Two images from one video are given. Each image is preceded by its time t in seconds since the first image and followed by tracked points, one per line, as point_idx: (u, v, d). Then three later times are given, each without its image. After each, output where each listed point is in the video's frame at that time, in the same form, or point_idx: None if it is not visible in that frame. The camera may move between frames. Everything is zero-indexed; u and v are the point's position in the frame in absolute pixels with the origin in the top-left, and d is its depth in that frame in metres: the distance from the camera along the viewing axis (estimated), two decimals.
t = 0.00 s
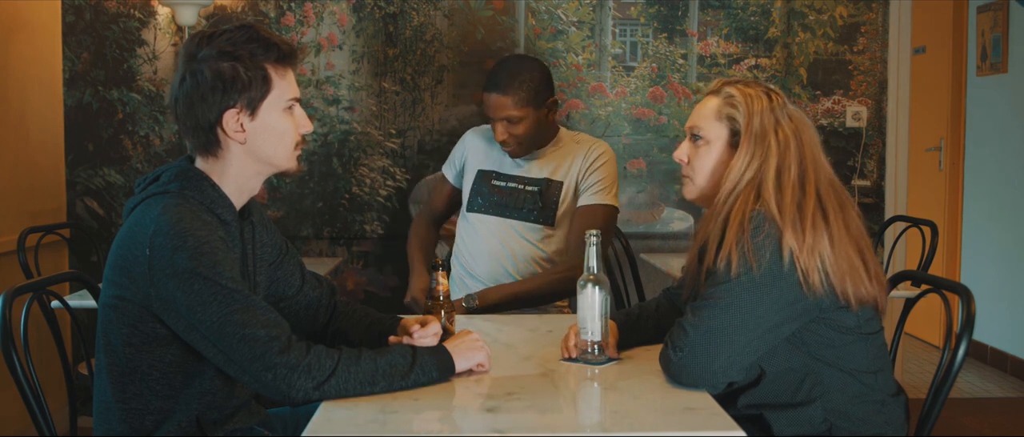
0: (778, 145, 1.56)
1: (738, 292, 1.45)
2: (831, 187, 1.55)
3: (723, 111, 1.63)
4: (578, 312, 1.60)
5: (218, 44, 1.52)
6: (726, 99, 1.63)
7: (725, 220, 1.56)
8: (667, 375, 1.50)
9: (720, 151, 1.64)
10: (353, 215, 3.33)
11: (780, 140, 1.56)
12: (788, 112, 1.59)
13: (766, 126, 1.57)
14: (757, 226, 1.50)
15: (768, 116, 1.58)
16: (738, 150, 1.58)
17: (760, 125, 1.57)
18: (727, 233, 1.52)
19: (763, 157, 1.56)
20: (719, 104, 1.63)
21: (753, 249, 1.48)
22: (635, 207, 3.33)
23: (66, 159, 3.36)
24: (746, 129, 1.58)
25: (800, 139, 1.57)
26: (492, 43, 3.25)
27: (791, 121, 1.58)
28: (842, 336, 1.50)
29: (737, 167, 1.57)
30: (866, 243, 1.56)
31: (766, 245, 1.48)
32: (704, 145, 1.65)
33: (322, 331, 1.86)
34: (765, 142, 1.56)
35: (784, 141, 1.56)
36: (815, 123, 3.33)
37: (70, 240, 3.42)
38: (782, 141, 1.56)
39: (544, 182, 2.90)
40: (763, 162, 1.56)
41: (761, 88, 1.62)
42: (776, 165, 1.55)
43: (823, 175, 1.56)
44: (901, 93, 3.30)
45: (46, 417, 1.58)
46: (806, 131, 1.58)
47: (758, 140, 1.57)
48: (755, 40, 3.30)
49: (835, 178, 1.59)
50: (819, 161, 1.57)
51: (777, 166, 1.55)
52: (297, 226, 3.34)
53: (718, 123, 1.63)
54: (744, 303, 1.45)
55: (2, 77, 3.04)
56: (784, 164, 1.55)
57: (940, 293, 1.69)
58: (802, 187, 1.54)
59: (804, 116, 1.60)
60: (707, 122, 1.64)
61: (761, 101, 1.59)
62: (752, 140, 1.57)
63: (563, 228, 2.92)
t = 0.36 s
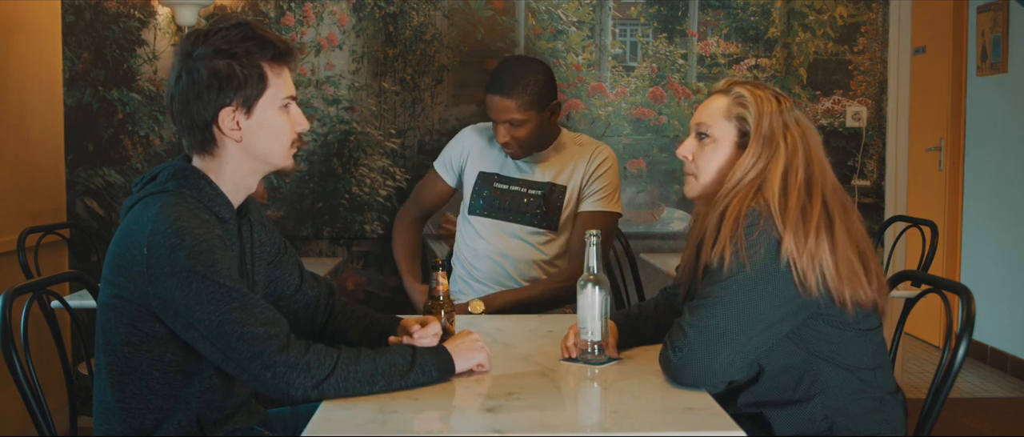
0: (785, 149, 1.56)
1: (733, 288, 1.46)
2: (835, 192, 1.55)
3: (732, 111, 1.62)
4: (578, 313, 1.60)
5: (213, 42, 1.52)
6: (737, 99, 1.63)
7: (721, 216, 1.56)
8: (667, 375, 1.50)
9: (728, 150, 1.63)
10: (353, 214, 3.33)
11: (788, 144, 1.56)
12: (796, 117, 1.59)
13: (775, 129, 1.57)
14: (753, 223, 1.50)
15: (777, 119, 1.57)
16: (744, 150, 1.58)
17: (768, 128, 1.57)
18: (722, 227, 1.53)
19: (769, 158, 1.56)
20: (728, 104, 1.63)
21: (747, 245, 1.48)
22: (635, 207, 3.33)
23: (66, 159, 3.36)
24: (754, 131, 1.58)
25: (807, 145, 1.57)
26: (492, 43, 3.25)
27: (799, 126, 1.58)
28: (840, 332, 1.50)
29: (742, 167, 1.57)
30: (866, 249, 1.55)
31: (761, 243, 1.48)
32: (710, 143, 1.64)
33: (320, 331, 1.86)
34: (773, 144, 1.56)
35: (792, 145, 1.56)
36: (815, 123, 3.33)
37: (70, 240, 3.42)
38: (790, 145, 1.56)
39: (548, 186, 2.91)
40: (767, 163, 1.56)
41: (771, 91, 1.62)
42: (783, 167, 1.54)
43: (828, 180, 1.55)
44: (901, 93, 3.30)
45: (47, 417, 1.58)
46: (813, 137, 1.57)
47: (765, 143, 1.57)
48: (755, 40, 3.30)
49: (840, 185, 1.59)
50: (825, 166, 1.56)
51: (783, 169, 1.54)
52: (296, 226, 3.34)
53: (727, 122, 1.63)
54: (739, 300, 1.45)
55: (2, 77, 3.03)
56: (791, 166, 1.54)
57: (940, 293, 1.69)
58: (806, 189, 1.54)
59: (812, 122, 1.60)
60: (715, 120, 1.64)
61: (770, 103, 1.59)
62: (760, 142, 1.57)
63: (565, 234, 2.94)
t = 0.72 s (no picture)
0: (786, 150, 1.56)
1: (727, 287, 1.46)
2: (834, 193, 1.56)
3: (732, 110, 1.63)
4: (579, 313, 1.59)
5: (209, 40, 1.52)
6: (737, 99, 1.63)
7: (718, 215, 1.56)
8: (666, 374, 1.51)
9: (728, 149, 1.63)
10: (353, 214, 3.33)
11: (789, 145, 1.56)
12: (797, 119, 1.60)
13: (776, 130, 1.57)
14: (748, 221, 1.51)
15: (778, 121, 1.58)
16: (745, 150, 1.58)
17: (769, 129, 1.58)
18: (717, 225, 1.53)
19: (769, 159, 1.57)
20: (728, 103, 1.63)
21: (741, 243, 1.49)
22: (635, 207, 3.33)
23: (66, 159, 3.36)
24: (755, 131, 1.59)
25: (807, 146, 1.57)
26: (492, 43, 3.25)
27: (799, 128, 1.58)
28: (838, 330, 1.50)
29: (742, 167, 1.57)
30: (864, 251, 1.55)
31: (756, 241, 1.49)
32: (712, 143, 1.63)
33: (319, 327, 1.86)
34: (774, 145, 1.57)
35: (792, 147, 1.56)
36: (815, 123, 3.33)
37: (70, 240, 3.42)
38: (791, 146, 1.56)
39: (541, 187, 2.91)
40: (767, 164, 1.56)
41: (772, 92, 1.63)
42: (783, 168, 1.55)
43: (827, 182, 1.56)
44: (901, 93, 3.30)
45: (47, 417, 1.58)
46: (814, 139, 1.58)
47: (766, 143, 1.57)
48: (755, 40, 3.30)
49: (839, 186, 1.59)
50: (824, 168, 1.57)
51: (783, 170, 1.55)
52: (296, 226, 3.33)
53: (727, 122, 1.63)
54: (735, 298, 1.46)
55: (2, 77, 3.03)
56: (791, 167, 1.55)
57: (940, 293, 1.69)
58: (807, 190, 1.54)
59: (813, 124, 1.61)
60: (715, 119, 1.64)
61: (771, 104, 1.60)
62: (760, 142, 1.58)
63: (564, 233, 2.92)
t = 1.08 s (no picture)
0: (783, 151, 1.56)
1: (727, 286, 1.46)
2: (832, 192, 1.56)
3: (727, 111, 1.62)
4: (579, 313, 1.59)
5: (203, 38, 1.51)
6: (731, 99, 1.63)
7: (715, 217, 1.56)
8: (665, 374, 1.51)
9: (724, 150, 1.63)
10: (353, 214, 3.33)
11: (785, 146, 1.56)
12: (792, 119, 1.59)
13: (772, 130, 1.57)
14: (745, 224, 1.51)
15: (773, 121, 1.58)
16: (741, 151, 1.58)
17: (765, 130, 1.58)
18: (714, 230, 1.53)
19: (765, 160, 1.56)
20: (722, 105, 1.63)
21: (739, 247, 1.49)
22: (635, 207, 3.30)
23: (66, 159, 3.35)
24: (751, 132, 1.59)
25: (805, 147, 1.57)
26: (493, 43, 3.23)
27: (794, 128, 1.58)
28: (836, 330, 1.50)
29: (738, 168, 1.57)
30: (862, 250, 1.55)
31: (753, 243, 1.49)
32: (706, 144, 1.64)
33: (310, 329, 1.88)
34: (771, 145, 1.57)
35: (789, 147, 1.56)
36: (816, 123, 3.32)
37: (70, 240, 3.42)
38: (787, 146, 1.56)
39: (519, 183, 3.22)
40: (763, 165, 1.56)
41: (767, 92, 1.63)
42: (781, 169, 1.55)
43: (824, 182, 1.55)
44: (901, 93, 3.30)
45: (47, 417, 1.58)
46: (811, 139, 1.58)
47: (762, 144, 1.57)
48: (755, 40, 3.29)
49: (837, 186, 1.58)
50: (820, 167, 1.56)
51: (781, 171, 1.55)
52: (297, 226, 3.34)
53: (722, 122, 1.63)
54: (735, 298, 1.46)
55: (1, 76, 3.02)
56: (788, 166, 1.55)
57: (940, 293, 1.69)
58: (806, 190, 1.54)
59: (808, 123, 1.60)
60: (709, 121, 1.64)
61: (766, 104, 1.60)
62: (757, 142, 1.57)
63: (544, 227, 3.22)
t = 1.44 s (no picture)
0: (758, 152, 1.55)
1: (727, 288, 1.46)
2: (824, 192, 1.53)
3: (706, 115, 1.63)
4: (579, 313, 1.59)
5: (198, 38, 1.51)
6: (710, 102, 1.63)
7: (707, 222, 1.56)
8: (665, 374, 1.51)
9: (707, 154, 1.64)
10: (353, 214, 3.32)
11: (761, 146, 1.55)
12: (773, 115, 1.57)
13: (745, 131, 1.57)
14: (742, 228, 1.50)
15: (749, 121, 1.57)
16: (713, 154, 1.59)
17: (738, 131, 1.57)
18: (709, 236, 1.53)
19: (740, 162, 1.56)
20: (703, 107, 1.63)
21: (736, 254, 1.48)
22: (635, 207, 3.30)
23: (66, 159, 3.34)
24: (722, 135, 1.59)
25: (785, 143, 1.55)
26: (493, 43, 3.23)
27: (775, 125, 1.56)
28: (836, 330, 1.50)
29: (714, 172, 1.58)
30: (858, 247, 1.53)
31: (742, 249, 1.48)
32: (694, 147, 1.66)
33: (297, 332, 1.87)
34: (743, 148, 1.56)
35: (766, 146, 1.55)
36: (816, 123, 3.32)
37: (70, 240, 3.42)
38: (762, 147, 1.55)
39: (527, 183, 3.19)
40: (741, 167, 1.56)
41: (748, 90, 1.61)
42: (757, 170, 1.54)
43: (814, 178, 1.53)
44: (901, 93, 3.30)
45: (47, 417, 1.58)
46: (793, 134, 1.55)
47: (735, 146, 1.57)
48: (755, 40, 3.29)
49: (831, 180, 1.56)
50: (808, 162, 1.54)
51: (760, 171, 1.54)
52: (297, 226, 3.34)
53: (702, 127, 1.63)
54: (733, 302, 1.46)
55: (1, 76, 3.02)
56: (766, 168, 1.54)
57: (940, 293, 1.69)
58: (795, 193, 1.52)
59: (794, 116, 1.57)
60: (694, 126, 1.65)
61: (742, 105, 1.59)
62: (729, 145, 1.57)
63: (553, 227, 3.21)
